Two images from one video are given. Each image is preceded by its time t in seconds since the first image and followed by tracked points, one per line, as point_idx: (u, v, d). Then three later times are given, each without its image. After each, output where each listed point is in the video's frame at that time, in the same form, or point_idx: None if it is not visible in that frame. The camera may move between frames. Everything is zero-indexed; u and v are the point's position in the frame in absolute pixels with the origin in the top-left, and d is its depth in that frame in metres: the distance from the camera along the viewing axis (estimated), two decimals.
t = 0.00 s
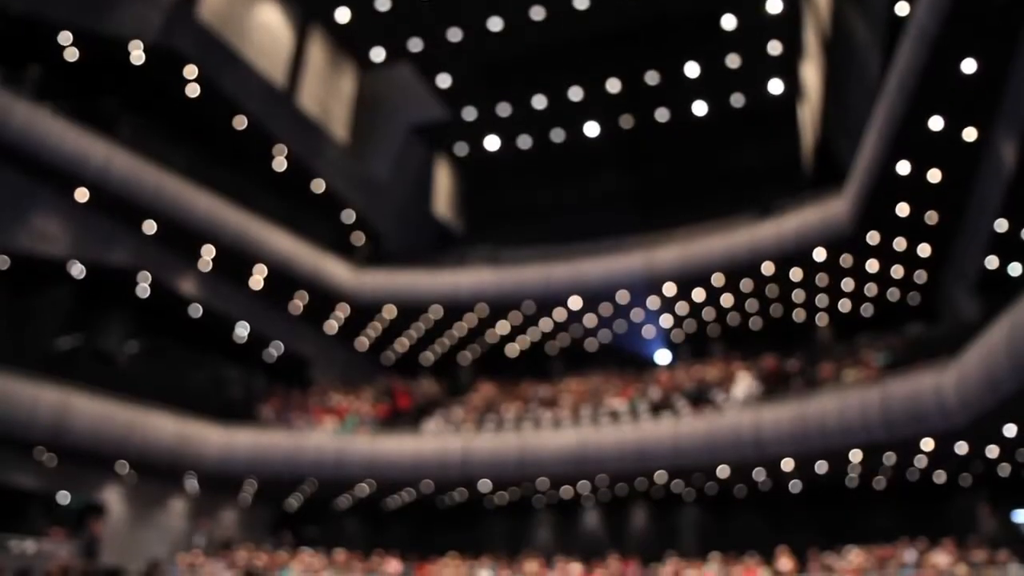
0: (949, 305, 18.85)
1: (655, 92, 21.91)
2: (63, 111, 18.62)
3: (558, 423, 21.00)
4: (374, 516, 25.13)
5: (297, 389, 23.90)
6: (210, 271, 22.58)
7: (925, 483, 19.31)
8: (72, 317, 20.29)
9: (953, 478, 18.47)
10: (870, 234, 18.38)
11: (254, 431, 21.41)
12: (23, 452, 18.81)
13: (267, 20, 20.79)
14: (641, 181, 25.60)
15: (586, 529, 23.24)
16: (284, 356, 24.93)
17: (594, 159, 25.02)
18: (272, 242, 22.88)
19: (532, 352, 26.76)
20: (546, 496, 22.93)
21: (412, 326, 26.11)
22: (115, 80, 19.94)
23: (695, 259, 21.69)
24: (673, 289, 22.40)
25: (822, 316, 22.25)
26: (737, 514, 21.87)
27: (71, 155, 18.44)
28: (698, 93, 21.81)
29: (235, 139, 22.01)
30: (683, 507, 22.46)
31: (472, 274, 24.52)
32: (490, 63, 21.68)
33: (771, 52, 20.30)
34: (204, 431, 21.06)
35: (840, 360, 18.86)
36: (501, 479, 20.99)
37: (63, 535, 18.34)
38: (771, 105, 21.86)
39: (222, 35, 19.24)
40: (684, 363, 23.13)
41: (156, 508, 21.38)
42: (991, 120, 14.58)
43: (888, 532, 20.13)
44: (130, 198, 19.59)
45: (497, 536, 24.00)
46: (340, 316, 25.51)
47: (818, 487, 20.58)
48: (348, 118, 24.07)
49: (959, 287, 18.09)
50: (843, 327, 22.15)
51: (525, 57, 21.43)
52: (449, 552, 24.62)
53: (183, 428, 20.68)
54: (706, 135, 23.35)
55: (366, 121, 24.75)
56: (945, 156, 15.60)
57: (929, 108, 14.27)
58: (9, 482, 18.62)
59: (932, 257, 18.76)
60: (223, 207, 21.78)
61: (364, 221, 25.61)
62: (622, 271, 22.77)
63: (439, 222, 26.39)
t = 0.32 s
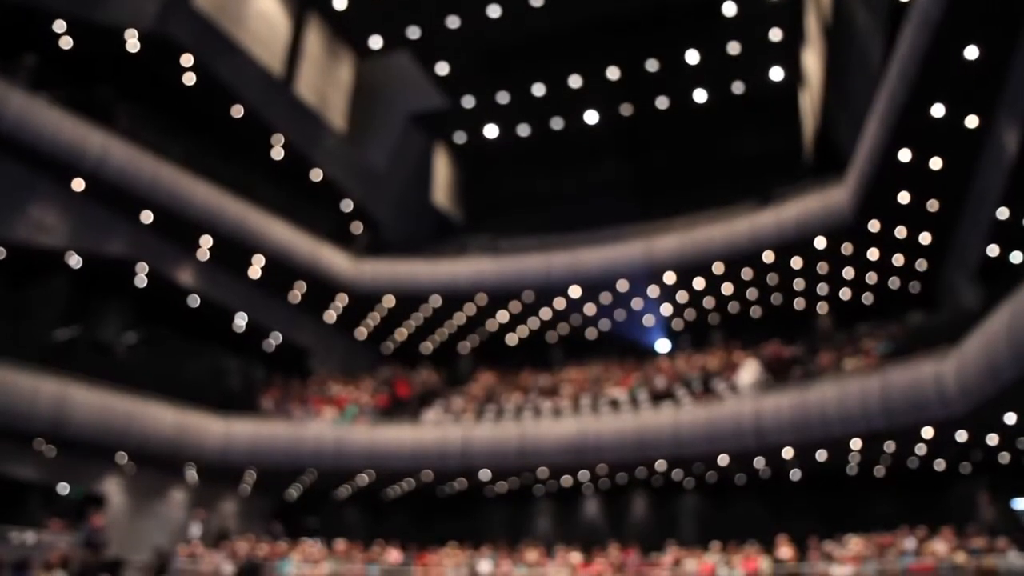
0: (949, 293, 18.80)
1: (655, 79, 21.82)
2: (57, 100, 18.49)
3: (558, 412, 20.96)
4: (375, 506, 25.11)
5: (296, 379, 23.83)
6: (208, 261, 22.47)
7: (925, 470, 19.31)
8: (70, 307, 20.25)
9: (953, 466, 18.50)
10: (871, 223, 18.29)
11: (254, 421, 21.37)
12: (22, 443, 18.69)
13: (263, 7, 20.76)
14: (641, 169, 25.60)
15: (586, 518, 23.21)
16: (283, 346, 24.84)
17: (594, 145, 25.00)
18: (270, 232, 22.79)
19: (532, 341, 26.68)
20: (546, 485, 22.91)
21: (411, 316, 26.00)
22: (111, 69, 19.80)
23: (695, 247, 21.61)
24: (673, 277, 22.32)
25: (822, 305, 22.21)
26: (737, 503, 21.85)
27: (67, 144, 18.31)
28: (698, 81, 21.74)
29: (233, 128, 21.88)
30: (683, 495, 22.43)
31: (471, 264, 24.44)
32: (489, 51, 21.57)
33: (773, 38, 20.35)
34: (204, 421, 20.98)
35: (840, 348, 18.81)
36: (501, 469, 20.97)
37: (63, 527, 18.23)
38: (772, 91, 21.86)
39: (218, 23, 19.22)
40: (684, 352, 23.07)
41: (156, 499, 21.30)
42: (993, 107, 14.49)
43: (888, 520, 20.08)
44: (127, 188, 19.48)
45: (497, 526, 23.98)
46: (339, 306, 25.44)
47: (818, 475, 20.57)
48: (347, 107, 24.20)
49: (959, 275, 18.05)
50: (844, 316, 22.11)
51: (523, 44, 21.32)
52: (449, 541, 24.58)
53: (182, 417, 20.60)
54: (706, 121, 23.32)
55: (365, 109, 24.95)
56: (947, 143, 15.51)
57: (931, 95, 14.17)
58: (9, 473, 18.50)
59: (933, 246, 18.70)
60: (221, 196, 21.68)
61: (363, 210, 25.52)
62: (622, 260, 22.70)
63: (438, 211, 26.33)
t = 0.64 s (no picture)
0: (950, 281, 18.82)
1: (657, 66, 21.75)
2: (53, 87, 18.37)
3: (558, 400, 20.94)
4: (375, 495, 25.16)
5: (295, 367, 23.78)
6: (206, 249, 22.39)
7: (925, 459, 19.34)
8: (66, 297, 20.02)
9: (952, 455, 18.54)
10: (874, 211, 18.19)
11: (253, 409, 21.34)
12: (21, 432, 18.59)
13: None
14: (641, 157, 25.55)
15: (585, 506, 23.22)
16: (282, 335, 24.76)
17: (595, 132, 24.90)
18: (268, 220, 22.69)
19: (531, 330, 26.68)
20: (546, 473, 22.90)
21: (411, 304, 25.93)
22: (107, 55, 19.65)
23: (696, 235, 21.50)
24: (673, 266, 22.25)
25: (823, 293, 22.16)
26: (738, 492, 21.84)
27: (64, 132, 18.21)
28: (699, 68, 21.68)
29: (233, 113, 21.78)
30: (683, 483, 22.43)
31: (470, 252, 24.37)
32: (488, 37, 21.48)
33: (774, 25, 20.35)
34: (203, 410, 20.92)
35: (840, 337, 18.75)
36: (501, 457, 20.95)
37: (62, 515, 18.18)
38: (773, 78, 21.85)
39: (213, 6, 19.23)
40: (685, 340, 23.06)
41: (156, 487, 21.29)
42: (995, 95, 14.41)
43: (888, 509, 20.08)
44: (125, 176, 19.38)
45: (496, 514, 23.99)
46: (337, 294, 25.38)
47: (818, 463, 20.59)
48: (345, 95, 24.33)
49: (961, 264, 18.00)
50: (844, 305, 22.05)
51: (523, 31, 21.22)
52: (449, 529, 24.56)
53: (181, 406, 20.50)
54: (707, 108, 23.28)
55: (362, 97, 24.96)
56: (950, 131, 15.40)
57: (934, 83, 14.05)
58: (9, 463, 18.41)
59: (934, 234, 18.66)
60: (219, 184, 21.59)
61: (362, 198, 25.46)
62: (622, 248, 22.66)
63: (437, 199, 26.32)
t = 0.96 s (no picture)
0: (952, 269, 18.75)
1: (657, 52, 21.63)
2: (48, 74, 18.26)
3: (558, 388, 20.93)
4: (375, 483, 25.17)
5: (294, 356, 23.73)
6: (204, 237, 22.35)
7: (925, 446, 19.34)
8: (66, 284, 19.88)
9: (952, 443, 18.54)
10: (874, 198, 18.13)
11: (253, 398, 21.31)
12: (21, 421, 18.53)
13: None
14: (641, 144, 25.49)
15: (585, 493, 23.22)
16: (280, 323, 24.71)
17: (595, 119, 24.82)
18: (267, 209, 22.60)
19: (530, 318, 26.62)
20: (546, 461, 22.89)
21: (410, 292, 25.91)
22: (103, 41, 19.54)
23: (696, 222, 21.42)
24: (673, 253, 22.19)
25: (823, 281, 22.11)
26: (738, 480, 21.84)
27: (61, 120, 18.13)
28: (699, 54, 21.57)
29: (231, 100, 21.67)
30: (683, 471, 22.44)
31: (470, 240, 24.31)
32: (487, 23, 21.37)
33: (775, 10, 20.22)
34: (203, 399, 20.91)
35: (840, 324, 18.71)
36: (500, 446, 20.96)
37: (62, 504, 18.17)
38: (773, 64, 21.73)
39: None
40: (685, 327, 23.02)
41: (156, 476, 21.28)
42: (997, 81, 14.33)
43: (888, 496, 20.09)
44: (122, 164, 19.30)
45: (496, 502, 23.98)
46: (337, 283, 25.32)
47: (818, 451, 20.59)
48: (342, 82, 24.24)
49: (963, 251, 17.93)
50: (844, 292, 22.00)
51: (522, 16, 21.12)
52: (449, 517, 24.57)
53: (181, 394, 20.45)
54: (707, 94, 23.18)
55: (360, 84, 24.89)
56: (951, 117, 15.31)
57: (936, 69, 13.95)
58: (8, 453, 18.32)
59: (935, 221, 18.60)
60: (217, 172, 21.50)
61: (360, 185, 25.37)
62: (622, 235, 22.60)
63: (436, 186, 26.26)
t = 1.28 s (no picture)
0: (952, 258, 18.84)
1: (657, 39, 21.53)
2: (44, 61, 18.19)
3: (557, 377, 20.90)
4: (374, 471, 25.20)
5: (293, 344, 23.67)
6: (202, 225, 22.34)
7: (923, 434, 19.34)
8: (67, 271, 19.89)
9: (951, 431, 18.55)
10: (874, 187, 18.08)
11: (252, 386, 21.29)
12: (20, 410, 18.47)
13: None
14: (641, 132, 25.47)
15: (584, 481, 23.22)
16: (279, 312, 24.63)
17: (595, 107, 24.73)
18: (266, 196, 22.51)
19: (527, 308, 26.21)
20: (545, 449, 22.88)
21: (408, 281, 25.78)
22: (100, 26, 19.43)
23: (696, 210, 21.34)
24: (673, 242, 22.13)
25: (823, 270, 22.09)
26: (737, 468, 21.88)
27: (58, 107, 18.04)
28: (700, 42, 21.46)
29: (229, 87, 21.56)
30: (682, 459, 22.44)
31: (469, 228, 24.24)
32: (486, 9, 21.25)
33: None
34: (202, 387, 20.89)
35: (840, 313, 18.64)
36: (500, 434, 20.95)
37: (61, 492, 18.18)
38: (775, 51, 21.63)
39: None
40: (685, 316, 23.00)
41: (155, 465, 21.29)
42: (999, 69, 14.22)
43: (888, 484, 20.09)
44: (119, 152, 19.21)
45: (496, 490, 23.98)
46: (336, 272, 25.24)
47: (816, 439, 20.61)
48: (341, 69, 24.20)
49: (963, 240, 17.90)
50: (844, 281, 21.93)
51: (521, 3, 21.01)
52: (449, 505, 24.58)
53: (180, 384, 20.41)
54: (707, 81, 23.08)
55: (359, 71, 24.78)
56: (953, 105, 15.23)
57: (939, 58, 13.85)
58: (8, 441, 18.27)
59: (935, 210, 18.56)
60: (216, 160, 21.41)
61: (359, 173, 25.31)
62: (621, 224, 22.55)
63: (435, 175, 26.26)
